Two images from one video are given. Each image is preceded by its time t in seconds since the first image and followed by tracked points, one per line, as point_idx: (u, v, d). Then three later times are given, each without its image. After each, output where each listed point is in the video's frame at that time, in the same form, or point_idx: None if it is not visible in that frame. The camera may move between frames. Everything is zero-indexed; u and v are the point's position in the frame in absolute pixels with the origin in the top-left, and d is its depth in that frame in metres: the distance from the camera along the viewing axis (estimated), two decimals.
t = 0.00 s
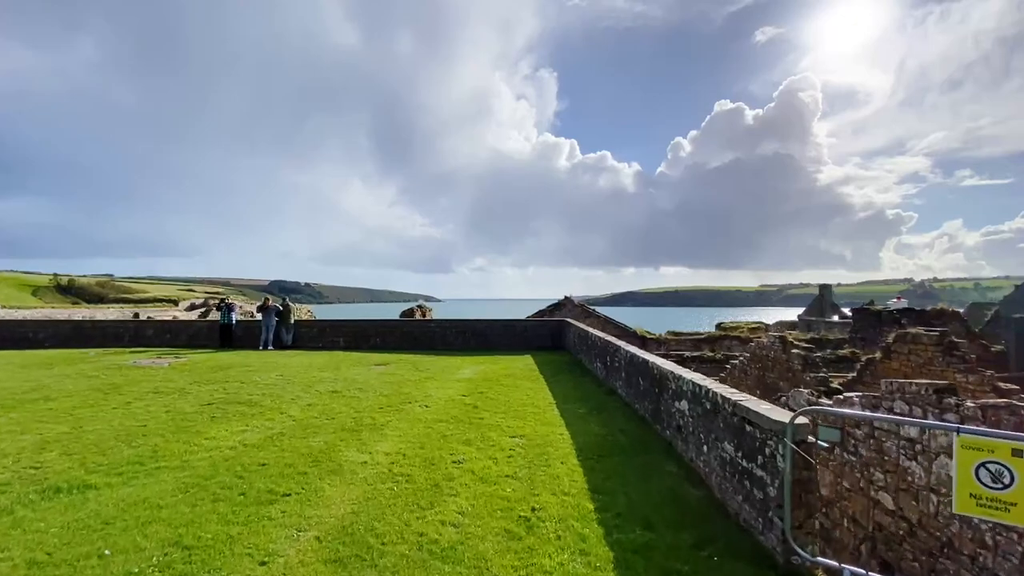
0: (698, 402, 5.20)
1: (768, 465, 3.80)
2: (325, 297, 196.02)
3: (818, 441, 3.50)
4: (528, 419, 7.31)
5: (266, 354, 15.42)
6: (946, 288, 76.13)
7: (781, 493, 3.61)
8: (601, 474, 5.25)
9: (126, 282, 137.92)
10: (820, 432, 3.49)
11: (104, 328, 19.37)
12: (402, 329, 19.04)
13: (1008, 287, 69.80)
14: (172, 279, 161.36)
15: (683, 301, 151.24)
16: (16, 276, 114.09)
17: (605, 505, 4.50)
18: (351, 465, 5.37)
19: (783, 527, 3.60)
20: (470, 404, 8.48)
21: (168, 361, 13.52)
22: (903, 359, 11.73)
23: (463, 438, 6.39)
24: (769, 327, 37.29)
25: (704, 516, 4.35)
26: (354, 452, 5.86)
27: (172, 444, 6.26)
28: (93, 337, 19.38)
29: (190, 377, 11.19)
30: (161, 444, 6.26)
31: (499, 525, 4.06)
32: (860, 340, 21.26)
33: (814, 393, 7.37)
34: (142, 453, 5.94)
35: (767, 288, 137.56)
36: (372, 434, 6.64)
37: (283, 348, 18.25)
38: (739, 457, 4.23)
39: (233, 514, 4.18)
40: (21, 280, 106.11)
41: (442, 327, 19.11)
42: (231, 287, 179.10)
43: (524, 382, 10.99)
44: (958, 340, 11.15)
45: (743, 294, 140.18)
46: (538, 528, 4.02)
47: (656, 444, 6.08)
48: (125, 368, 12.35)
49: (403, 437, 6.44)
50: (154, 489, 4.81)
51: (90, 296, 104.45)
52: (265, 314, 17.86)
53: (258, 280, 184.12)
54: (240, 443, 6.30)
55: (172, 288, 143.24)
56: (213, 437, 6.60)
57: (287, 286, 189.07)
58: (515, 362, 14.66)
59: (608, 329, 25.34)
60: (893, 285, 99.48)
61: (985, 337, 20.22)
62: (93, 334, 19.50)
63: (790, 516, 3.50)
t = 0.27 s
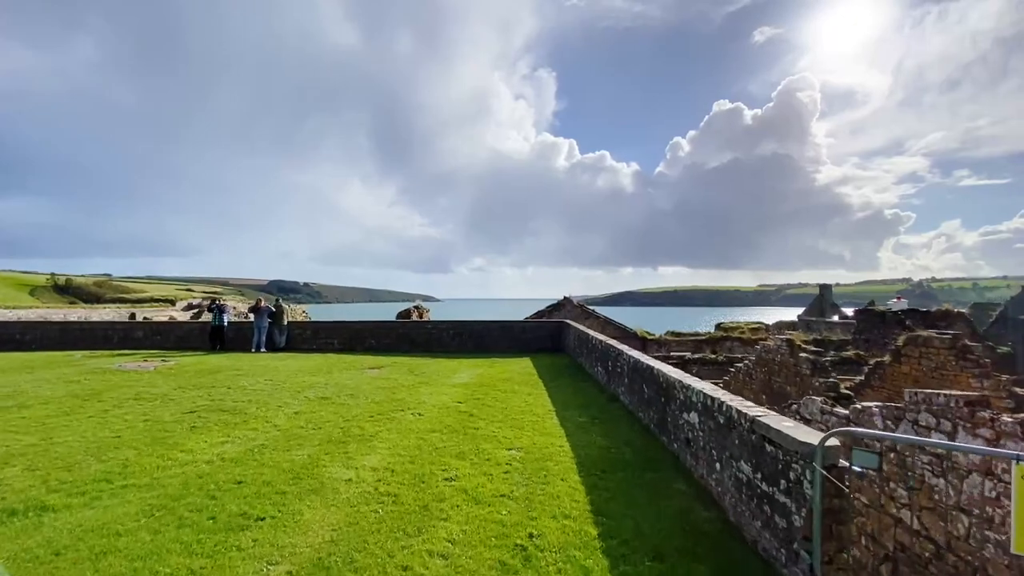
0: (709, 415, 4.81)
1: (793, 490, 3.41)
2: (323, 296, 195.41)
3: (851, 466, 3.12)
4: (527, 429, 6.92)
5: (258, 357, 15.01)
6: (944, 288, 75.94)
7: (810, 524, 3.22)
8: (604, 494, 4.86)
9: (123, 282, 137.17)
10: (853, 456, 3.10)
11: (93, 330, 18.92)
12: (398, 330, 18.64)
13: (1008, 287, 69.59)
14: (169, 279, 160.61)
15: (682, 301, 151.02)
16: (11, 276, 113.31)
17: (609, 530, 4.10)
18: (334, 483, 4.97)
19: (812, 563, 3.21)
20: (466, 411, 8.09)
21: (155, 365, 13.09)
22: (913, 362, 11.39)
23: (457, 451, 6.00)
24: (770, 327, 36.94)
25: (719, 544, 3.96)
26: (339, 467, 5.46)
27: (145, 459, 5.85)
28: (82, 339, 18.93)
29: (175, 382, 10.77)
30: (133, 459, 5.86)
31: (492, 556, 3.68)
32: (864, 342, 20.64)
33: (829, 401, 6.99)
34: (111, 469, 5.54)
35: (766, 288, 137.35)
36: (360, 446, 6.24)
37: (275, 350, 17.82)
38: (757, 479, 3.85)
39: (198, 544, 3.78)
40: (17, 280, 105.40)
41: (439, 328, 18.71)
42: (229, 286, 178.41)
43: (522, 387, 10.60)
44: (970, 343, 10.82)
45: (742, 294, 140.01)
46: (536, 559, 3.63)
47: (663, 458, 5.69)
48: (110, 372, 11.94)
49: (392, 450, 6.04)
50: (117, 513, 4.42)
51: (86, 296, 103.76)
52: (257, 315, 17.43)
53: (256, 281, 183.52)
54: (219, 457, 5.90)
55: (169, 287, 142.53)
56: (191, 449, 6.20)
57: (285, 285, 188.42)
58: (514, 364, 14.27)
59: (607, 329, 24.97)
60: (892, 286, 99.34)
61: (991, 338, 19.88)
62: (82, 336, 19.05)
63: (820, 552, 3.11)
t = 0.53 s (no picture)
0: (714, 420, 4.43)
1: (811, 508, 3.02)
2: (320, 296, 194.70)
3: (879, 482, 2.74)
4: (519, 434, 6.54)
5: (245, 358, 14.58)
6: (941, 288, 75.86)
7: (832, 547, 2.84)
8: (600, 506, 4.47)
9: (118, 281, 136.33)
10: (883, 471, 2.72)
11: (78, 329, 18.47)
12: (391, 330, 18.23)
13: (1006, 287, 69.50)
14: (165, 279, 159.75)
15: (680, 301, 150.87)
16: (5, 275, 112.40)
17: (606, 548, 3.72)
18: (307, 495, 4.58)
19: None
20: (456, 414, 7.69)
21: (138, 365, 12.67)
22: (920, 363, 11.05)
23: (443, 458, 5.61)
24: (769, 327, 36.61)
25: (726, 564, 3.58)
26: (315, 476, 5.07)
27: (106, 467, 5.45)
28: (67, 339, 18.48)
29: (155, 384, 10.35)
30: (94, 467, 5.46)
31: None
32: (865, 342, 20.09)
33: (838, 404, 6.62)
34: (68, 479, 5.13)
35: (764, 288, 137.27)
36: (340, 453, 5.85)
37: (265, 351, 17.40)
38: (769, 493, 3.46)
39: (145, 566, 3.39)
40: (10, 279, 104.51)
41: (433, 328, 18.31)
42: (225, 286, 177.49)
43: (516, 388, 10.21)
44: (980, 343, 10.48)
45: (740, 293, 139.86)
46: None
47: (664, 466, 5.30)
48: (89, 373, 11.51)
49: (375, 457, 5.65)
50: (64, 530, 4.02)
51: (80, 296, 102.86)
52: (247, 315, 17.02)
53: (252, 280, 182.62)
54: (187, 465, 5.50)
55: (165, 287, 141.62)
56: (158, 457, 5.79)
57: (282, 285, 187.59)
58: (509, 365, 13.88)
59: (605, 329, 24.60)
60: (890, 285, 99.27)
61: (995, 338, 19.57)
62: (68, 336, 18.60)
63: None
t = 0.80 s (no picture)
0: (719, 435, 4.05)
1: (835, 543, 2.66)
2: (317, 296, 193.86)
3: (918, 517, 2.38)
4: (510, 445, 6.16)
5: (233, 360, 14.17)
6: (937, 288, 75.74)
7: None
8: (596, 529, 4.09)
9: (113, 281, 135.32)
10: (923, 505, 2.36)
11: (63, 331, 17.99)
12: (384, 332, 17.82)
13: (1003, 287, 69.42)
14: (161, 278, 158.52)
15: (677, 301, 150.75)
16: None
17: None
18: (276, 517, 4.21)
19: None
20: (445, 423, 7.31)
21: (120, 369, 12.25)
22: (926, 366, 10.68)
23: (428, 473, 5.24)
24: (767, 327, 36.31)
25: None
26: (287, 495, 4.69)
27: (64, 485, 5.06)
28: (51, 341, 18.01)
29: (134, 388, 9.94)
30: (51, 484, 5.08)
31: None
32: (865, 343, 19.59)
33: (848, 411, 6.28)
34: (19, 499, 4.75)
35: (761, 288, 137.25)
36: (318, 467, 5.47)
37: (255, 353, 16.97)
38: (785, 521, 3.09)
39: None
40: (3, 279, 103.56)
41: (427, 329, 17.91)
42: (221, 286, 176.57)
43: (510, 393, 9.83)
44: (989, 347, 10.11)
45: (737, 293, 139.79)
46: None
47: (665, 481, 4.92)
48: (68, 377, 11.09)
49: (354, 472, 5.27)
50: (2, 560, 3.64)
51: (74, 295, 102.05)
52: (235, 316, 16.59)
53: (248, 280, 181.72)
54: (151, 482, 5.12)
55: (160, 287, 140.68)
56: (122, 472, 5.41)
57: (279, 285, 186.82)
58: (504, 368, 13.50)
59: (603, 330, 24.23)
60: (887, 285, 99.21)
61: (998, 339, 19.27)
62: (51, 338, 18.13)
63: None
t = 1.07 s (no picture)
0: (730, 445, 3.69)
1: None
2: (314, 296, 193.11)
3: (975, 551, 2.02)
4: (503, 454, 5.78)
5: (220, 362, 13.75)
6: (934, 288, 75.69)
7: None
8: (595, 550, 3.71)
9: (108, 281, 134.27)
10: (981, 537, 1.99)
11: (47, 331, 17.51)
12: (377, 332, 17.41)
13: (1000, 287, 69.39)
14: (156, 278, 157.57)
15: (675, 301, 150.66)
16: None
17: None
18: (241, 536, 3.83)
19: None
20: (435, 429, 6.91)
21: (101, 371, 11.82)
22: (935, 368, 10.34)
23: (413, 485, 4.86)
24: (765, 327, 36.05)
25: None
26: (257, 510, 4.31)
27: (16, 499, 4.66)
28: (35, 342, 17.52)
29: (112, 391, 9.53)
30: (3, 499, 4.69)
31: None
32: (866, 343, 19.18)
33: (861, 417, 5.92)
34: None
35: (759, 288, 137.25)
36: (294, 478, 5.08)
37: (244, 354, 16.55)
38: (809, 547, 2.72)
39: None
40: None
41: (421, 329, 17.51)
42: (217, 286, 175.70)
43: (505, 396, 9.44)
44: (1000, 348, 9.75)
45: (734, 293, 139.78)
46: None
47: (669, 494, 4.55)
48: (45, 380, 10.66)
49: (333, 484, 4.90)
50: None
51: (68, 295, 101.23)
52: (224, 316, 16.16)
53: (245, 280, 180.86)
54: (112, 496, 4.74)
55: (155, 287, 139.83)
56: (83, 485, 5.02)
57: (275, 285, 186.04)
58: (499, 369, 13.12)
59: (600, 330, 23.88)
60: (884, 285, 99.22)
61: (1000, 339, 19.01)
62: (35, 338, 17.64)
63: None
